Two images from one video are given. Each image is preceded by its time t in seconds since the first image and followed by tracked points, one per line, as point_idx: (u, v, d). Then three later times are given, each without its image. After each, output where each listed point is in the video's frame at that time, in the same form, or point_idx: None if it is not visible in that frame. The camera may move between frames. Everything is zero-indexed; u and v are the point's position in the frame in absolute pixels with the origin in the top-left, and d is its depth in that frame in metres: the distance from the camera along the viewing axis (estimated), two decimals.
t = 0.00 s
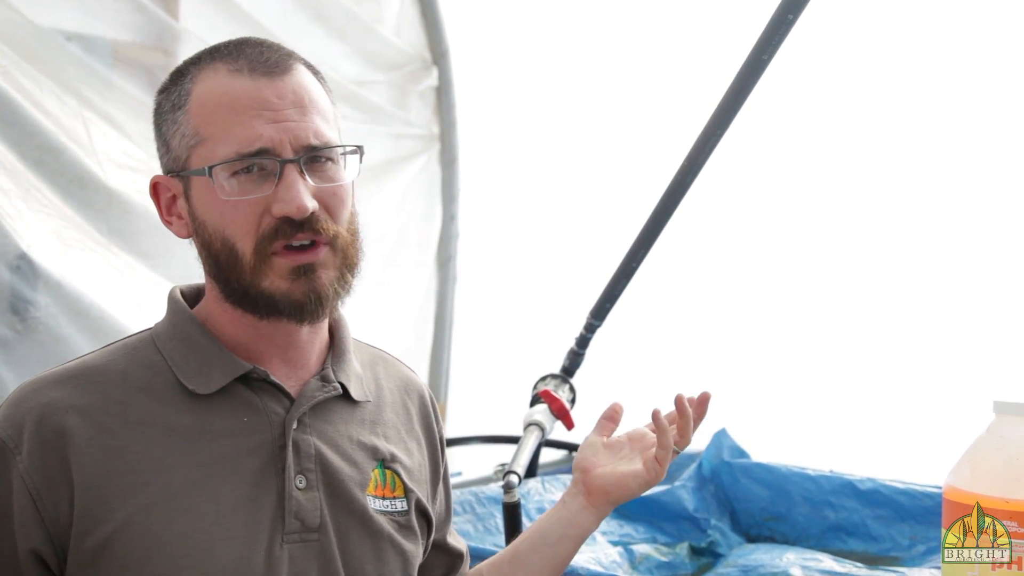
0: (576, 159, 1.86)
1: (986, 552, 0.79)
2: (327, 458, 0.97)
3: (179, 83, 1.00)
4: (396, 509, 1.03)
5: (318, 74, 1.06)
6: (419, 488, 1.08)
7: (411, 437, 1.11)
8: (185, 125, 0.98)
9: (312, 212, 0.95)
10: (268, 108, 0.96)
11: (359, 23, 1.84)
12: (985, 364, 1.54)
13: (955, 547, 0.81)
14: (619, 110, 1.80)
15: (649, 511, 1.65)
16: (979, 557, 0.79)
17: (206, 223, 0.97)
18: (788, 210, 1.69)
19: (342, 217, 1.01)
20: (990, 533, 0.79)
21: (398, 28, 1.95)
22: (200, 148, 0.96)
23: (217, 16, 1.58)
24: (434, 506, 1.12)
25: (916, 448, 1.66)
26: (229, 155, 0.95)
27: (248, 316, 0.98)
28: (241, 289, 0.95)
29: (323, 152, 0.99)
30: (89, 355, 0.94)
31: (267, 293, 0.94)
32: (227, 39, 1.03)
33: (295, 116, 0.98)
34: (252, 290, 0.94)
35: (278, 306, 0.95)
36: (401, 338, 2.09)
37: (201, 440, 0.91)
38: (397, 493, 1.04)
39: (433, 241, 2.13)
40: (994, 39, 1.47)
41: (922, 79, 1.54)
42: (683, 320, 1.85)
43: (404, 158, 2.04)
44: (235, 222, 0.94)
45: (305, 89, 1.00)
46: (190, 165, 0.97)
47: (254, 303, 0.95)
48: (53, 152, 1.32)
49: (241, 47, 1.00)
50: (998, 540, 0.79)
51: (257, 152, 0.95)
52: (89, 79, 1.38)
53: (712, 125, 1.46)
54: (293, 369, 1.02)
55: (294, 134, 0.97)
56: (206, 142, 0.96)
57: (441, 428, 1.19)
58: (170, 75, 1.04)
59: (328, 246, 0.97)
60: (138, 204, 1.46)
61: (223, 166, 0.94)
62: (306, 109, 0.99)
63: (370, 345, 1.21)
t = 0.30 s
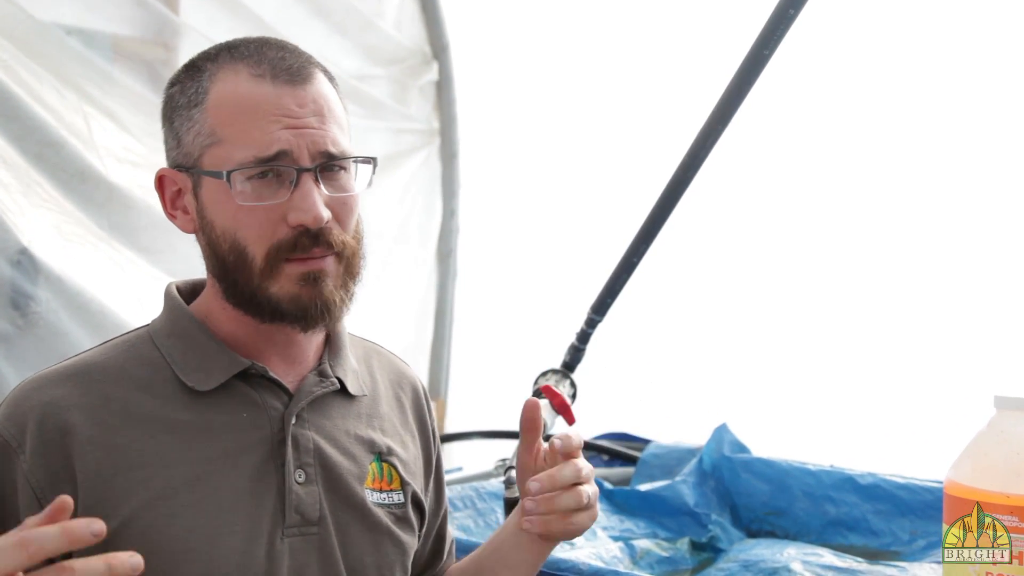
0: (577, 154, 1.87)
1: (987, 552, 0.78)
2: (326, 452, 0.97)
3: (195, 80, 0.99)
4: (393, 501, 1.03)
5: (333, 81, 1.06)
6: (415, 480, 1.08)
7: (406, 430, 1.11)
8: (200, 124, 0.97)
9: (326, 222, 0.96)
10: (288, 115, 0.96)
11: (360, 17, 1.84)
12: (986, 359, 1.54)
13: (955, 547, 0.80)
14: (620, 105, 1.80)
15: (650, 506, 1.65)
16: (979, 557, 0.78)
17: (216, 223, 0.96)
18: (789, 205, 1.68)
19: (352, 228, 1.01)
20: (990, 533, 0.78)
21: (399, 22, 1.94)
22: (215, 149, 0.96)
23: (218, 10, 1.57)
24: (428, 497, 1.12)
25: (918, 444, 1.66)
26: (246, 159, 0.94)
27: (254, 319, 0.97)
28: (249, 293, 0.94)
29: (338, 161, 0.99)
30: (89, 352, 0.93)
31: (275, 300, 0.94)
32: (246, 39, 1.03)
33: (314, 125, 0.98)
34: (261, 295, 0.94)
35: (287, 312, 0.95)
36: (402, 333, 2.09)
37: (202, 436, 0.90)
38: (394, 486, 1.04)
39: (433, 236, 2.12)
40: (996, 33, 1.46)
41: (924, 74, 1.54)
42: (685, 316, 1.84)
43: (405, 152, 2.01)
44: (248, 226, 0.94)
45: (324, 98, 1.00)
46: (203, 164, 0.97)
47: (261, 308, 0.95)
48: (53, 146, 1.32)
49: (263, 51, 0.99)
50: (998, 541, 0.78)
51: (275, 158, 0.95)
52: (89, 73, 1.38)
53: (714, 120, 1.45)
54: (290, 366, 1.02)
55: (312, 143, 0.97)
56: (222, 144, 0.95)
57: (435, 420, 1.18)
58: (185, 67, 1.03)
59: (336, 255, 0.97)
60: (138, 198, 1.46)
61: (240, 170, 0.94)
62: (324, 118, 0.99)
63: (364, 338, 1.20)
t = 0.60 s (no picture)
0: (578, 155, 1.87)
1: (987, 552, 0.78)
2: (328, 451, 0.96)
3: (192, 81, 0.99)
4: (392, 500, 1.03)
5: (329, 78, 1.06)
6: (412, 478, 1.08)
7: (402, 428, 1.11)
8: (199, 125, 0.97)
9: (330, 217, 0.96)
10: (288, 112, 0.96)
11: (359, 16, 1.83)
12: (986, 358, 1.54)
13: (955, 547, 0.80)
14: (621, 105, 1.80)
15: (649, 506, 1.65)
16: (979, 557, 0.79)
17: (219, 223, 0.96)
18: (790, 206, 1.69)
19: (354, 221, 1.01)
20: (990, 534, 0.78)
21: (399, 21, 1.94)
22: (215, 150, 0.96)
23: (218, 9, 1.57)
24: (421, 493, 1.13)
25: (918, 443, 1.66)
26: (248, 158, 0.94)
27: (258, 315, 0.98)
28: (254, 288, 0.95)
29: (339, 156, 0.99)
30: (93, 350, 0.94)
31: (281, 295, 0.95)
32: (240, 38, 1.02)
33: (315, 121, 0.97)
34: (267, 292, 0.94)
35: (292, 306, 0.95)
36: (403, 332, 2.09)
37: (205, 434, 0.90)
38: (393, 484, 1.04)
39: (433, 234, 2.12)
40: (997, 34, 1.46)
41: (924, 75, 1.54)
42: (685, 316, 1.85)
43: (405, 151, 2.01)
44: (252, 225, 0.95)
45: (323, 94, 1.00)
46: (203, 165, 0.97)
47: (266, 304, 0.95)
48: (54, 146, 1.32)
49: (258, 49, 0.99)
50: (997, 542, 0.78)
51: (278, 156, 0.95)
52: (89, 71, 1.38)
53: (714, 119, 1.44)
54: (293, 363, 1.02)
55: (314, 139, 0.96)
56: (223, 144, 0.95)
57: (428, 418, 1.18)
58: (179, 68, 1.03)
59: (340, 248, 0.97)
60: (139, 197, 1.46)
61: (243, 169, 0.94)
62: (323, 113, 0.99)
63: (359, 335, 1.20)
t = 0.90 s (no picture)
0: (579, 154, 1.87)
1: (987, 552, 0.78)
2: (319, 450, 0.97)
3: (192, 77, 0.98)
4: (383, 496, 1.04)
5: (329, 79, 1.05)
6: (403, 474, 1.09)
7: (392, 424, 1.11)
8: (196, 122, 0.96)
9: (324, 221, 0.96)
10: (287, 113, 0.95)
11: (361, 14, 1.83)
12: (986, 359, 1.55)
13: (955, 547, 0.80)
14: (621, 105, 1.80)
15: (649, 505, 1.66)
16: (979, 557, 0.79)
17: (212, 221, 0.96)
18: (791, 206, 1.69)
19: (348, 224, 1.01)
20: (990, 534, 0.78)
21: (400, 20, 1.94)
22: (211, 147, 0.95)
23: (221, 7, 1.57)
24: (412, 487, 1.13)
25: (917, 443, 1.66)
26: (244, 158, 0.94)
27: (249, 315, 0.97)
28: (244, 289, 0.94)
29: (336, 159, 0.99)
30: (83, 351, 0.92)
31: (271, 295, 0.94)
32: (242, 35, 1.01)
33: (313, 124, 0.97)
34: (258, 292, 0.94)
35: (283, 308, 0.95)
36: (403, 330, 2.09)
37: (198, 436, 0.90)
38: (384, 480, 1.05)
39: (433, 233, 2.13)
40: (998, 35, 1.46)
41: (925, 75, 1.54)
42: (685, 315, 1.85)
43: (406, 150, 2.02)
44: (245, 225, 0.94)
45: (322, 97, 1.00)
46: (199, 162, 0.96)
47: (257, 304, 0.95)
48: (55, 142, 1.32)
49: (260, 48, 0.98)
50: (997, 542, 0.78)
51: (274, 158, 0.95)
52: (91, 68, 1.38)
53: (717, 118, 1.44)
54: (282, 361, 1.02)
55: (311, 142, 0.96)
56: (220, 142, 0.94)
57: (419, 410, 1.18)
58: (179, 62, 1.02)
59: (333, 251, 0.97)
60: (141, 194, 1.46)
61: (238, 168, 0.94)
62: (323, 116, 0.99)
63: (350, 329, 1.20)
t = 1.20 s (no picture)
0: (580, 152, 1.87)
1: (988, 553, 0.77)
2: (311, 451, 0.96)
3: (184, 70, 0.98)
4: (377, 495, 1.04)
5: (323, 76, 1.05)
6: (397, 472, 1.08)
7: (386, 422, 1.11)
8: (188, 114, 0.96)
9: (314, 215, 0.96)
10: (279, 107, 0.95)
11: (362, 13, 1.83)
12: (987, 358, 1.55)
13: (955, 547, 0.79)
14: (622, 103, 1.80)
15: (651, 503, 1.66)
16: (978, 557, 0.78)
17: (203, 214, 0.95)
18: (792, 204, 1.69)
19: (338, 219, 1.01)
20: (990, 533, 0.78)
21: (400, 18, 1.94)
22: (203, 140, 0.94)
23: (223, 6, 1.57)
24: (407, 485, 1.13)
25: (918, 442, 1.67)
26: (236, 151, 0.93)
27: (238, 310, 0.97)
28: (233, 282, 0.94)
29: (328, 155, 0.99)
30: (72, 350, 0.91)
31: (261, 289, 0.94)
32: (234, 29, 1.01)
33: (306, 118, 0.97)
34: (247, 286, 0.94)
35: (273, 302, 0.95)
36: (404, 328, 2.10)
37: (188, 438, 0.89)
38: (378, 479, 1.04)
39: (434, 231, 2.15)
40: (999, 34, 1.46)
41: (926, 74, 1.54)
42: (686, 314, 1.85)
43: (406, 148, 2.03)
44: (235, 218, 0.94)
45: (315, 92, 1.00)
46: (189, 154, 0.95)
47: (246, 299, 0.95)
48: (58, 141, 1.32)
49: (253, 42, 0.98)
50: (998, 542, 0.77)
51: (265, 151, 0.94)
52: (94, 67, 1.38)
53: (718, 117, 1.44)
54: (273, 361, 1.01)
55: (303, 136, 0.96)
56: (211, 135, 0.94)
57: (415, 407, 1.18)
58: (171, 56, 1.01)
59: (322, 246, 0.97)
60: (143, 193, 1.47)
61: (229, 161, 0.93)
62: (314, 111, 0.99)
63: (345, 325, 1.19)
